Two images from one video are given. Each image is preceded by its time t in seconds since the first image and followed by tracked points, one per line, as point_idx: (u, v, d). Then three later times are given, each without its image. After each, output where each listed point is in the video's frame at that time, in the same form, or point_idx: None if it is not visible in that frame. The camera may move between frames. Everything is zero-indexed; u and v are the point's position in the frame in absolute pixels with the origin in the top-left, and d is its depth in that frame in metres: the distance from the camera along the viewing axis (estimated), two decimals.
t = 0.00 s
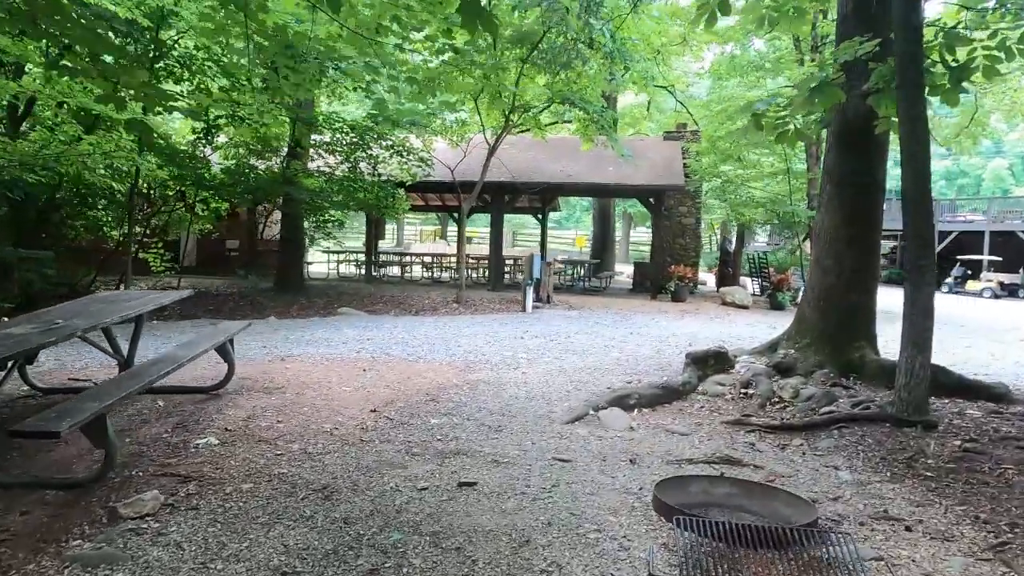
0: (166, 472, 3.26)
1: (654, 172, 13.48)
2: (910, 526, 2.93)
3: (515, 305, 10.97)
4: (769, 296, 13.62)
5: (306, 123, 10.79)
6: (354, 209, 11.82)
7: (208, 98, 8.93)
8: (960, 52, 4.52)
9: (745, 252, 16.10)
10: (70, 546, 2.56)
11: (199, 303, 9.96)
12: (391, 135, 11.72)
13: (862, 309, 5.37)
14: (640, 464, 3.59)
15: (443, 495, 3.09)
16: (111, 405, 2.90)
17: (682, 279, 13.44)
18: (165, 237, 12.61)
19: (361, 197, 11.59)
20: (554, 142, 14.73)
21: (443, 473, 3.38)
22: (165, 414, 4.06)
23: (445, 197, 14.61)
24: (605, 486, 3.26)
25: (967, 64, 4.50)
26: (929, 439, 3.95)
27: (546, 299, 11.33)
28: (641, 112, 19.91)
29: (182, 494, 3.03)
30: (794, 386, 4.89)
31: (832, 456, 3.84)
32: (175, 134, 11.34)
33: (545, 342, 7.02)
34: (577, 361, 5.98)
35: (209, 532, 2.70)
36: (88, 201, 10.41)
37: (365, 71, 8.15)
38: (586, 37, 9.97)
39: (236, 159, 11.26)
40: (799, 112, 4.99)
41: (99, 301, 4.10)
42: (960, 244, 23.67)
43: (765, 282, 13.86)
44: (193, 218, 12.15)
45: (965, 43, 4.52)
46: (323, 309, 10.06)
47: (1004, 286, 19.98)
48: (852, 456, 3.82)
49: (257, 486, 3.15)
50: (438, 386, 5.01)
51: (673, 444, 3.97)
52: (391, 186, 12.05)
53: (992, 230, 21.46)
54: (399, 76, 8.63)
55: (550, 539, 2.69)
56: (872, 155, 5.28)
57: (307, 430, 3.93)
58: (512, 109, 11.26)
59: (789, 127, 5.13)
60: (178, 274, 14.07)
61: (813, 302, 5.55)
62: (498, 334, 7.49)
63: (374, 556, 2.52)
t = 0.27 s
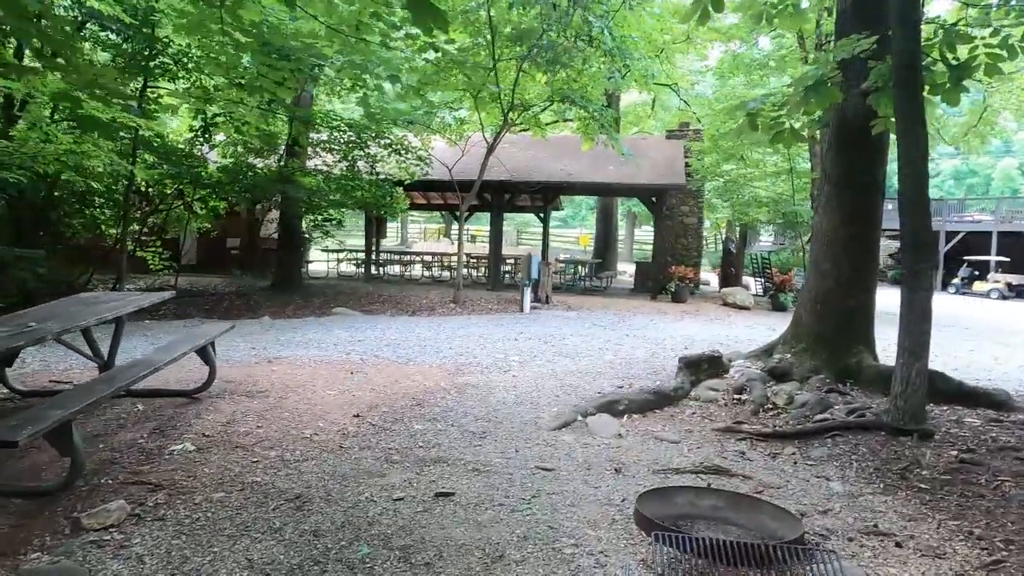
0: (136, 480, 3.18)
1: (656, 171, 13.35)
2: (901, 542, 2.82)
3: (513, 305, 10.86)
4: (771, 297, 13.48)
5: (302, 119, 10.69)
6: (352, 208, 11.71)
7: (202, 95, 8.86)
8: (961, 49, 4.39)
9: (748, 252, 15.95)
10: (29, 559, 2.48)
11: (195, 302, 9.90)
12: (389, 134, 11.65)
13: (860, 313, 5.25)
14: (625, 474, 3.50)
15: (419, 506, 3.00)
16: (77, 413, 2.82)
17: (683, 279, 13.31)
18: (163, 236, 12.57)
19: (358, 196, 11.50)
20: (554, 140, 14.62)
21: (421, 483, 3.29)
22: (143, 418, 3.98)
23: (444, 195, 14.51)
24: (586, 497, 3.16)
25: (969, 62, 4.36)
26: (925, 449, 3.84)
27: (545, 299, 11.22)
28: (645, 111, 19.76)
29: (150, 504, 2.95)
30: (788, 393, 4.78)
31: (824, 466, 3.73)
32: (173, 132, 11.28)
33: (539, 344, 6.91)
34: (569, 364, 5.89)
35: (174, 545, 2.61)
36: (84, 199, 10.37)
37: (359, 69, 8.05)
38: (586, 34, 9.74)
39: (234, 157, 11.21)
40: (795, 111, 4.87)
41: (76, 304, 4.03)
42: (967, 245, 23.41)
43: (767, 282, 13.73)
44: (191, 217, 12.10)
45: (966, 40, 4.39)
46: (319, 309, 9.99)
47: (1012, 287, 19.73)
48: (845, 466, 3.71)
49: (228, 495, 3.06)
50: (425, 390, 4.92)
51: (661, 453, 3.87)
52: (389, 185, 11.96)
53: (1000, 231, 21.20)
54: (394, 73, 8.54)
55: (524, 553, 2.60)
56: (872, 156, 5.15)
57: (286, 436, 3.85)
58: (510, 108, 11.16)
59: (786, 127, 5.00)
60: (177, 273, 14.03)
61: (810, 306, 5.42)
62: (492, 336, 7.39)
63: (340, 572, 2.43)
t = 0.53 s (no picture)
0: (111, 478, 3.14)
1: (657, 169, 13.27)
2: (886, 545, 2.75)
3: (512, 303, 10.80)
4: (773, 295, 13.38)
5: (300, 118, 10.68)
6: (351, 205, 11.66)
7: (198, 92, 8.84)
8: (958, 42, 4.30)
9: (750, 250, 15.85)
10: None
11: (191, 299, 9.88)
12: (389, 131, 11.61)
13: (855, 311, 5.18)
14: (609, 474, 3.44)
15: (395, 506, 2.95)
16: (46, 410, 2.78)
17: (683, 277, 13.22)
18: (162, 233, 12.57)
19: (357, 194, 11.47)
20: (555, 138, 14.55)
21: (400, 483, 3.24)
22: (125, 416, 3.95)
23: (444, 193, 14.46)
24: (567, 498, 3.11)
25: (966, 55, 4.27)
26: (917, 450, 3.77)
27: (544, 297, 11.16)
28: (649, 108, 19.66)
29: (123, 502, 2.91)
30: (781, 392, 4.70)
31: (813, 468, 3.66)
32: (172, 129, 11.26)
33: (533, 342, 6.86)
34: (562, 363, 5.83)
35: (143, 544, 2.57)
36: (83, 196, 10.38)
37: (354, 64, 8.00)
38: (585, 30, 9.64)
39: (232, 154, 11.19)
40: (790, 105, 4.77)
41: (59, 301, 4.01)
42: (975, 244, 23.18)
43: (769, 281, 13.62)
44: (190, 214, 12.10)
45: (963, 33, 4.30)
46: (316, 307, 9.96)
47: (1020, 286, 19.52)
48: (835, 467, 3.64)
49: (202, 494, 3.02)
50: (414, 388, 4.87)
51: (648, 452, 3.81)
52: (388, 182, 11.92)
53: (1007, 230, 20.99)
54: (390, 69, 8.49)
55: (497, 555, 2.54)
56: (868, 152, 5.06)
57: (268, 434, 3.81)
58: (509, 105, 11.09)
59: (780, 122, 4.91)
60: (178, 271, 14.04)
61: (804, 304, 5.35)
62: (486, 334, 7.34)
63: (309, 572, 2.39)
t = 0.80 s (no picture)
0: (93, 475, 3.13)
1: (659, 167, 13.20)
2: (871, 548, 2.71)
3: (512, 302, 10.77)
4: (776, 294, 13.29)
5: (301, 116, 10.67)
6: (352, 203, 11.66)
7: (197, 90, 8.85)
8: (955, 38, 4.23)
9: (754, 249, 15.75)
10: None
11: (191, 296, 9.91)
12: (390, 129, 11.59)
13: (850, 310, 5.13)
14: (594, 474, 3.41)
15: (376, 504, 2.94)
16: (29, 406, 2.76)
17: (685, 276, 13.14)
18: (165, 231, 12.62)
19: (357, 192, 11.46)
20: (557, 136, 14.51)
21: (382, 481, 3.21)
22: (113, 413, 3.95)
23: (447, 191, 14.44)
24: (549, 497, 3.08)
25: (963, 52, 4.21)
26: (908, 451, 3.72)
27: (544, 296, 11.13)
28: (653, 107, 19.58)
29: (103, 499, 2.91)
30: (774, 392, 4.66)
31: (802, 468, 3.62)
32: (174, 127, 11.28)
33: (529, 341, 6.83)
34: (557, 362, 5.80)
35: (118, 543, 2.55)
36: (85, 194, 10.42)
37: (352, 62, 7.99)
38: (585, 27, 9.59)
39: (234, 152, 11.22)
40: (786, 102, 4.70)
41: (48, 298, 4.01)
42: (984, 243, 22.96)
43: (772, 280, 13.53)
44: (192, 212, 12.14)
45: (960, 28, 4.23)
46: (316, 305, 9.95)
47: None
48: (824, 468, 3.60)
49: (182, 492, 3.01)
50: (405, 387, 4.85)
51: (636, 452, 3.78)
52: (389, 180, 11.90)
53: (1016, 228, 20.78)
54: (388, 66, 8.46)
55: (473, 555, 2.52)
56: (864, 149, 5.00)
57: (254, 432, 3.80)
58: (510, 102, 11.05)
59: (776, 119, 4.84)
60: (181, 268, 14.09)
61: (800, 303, 5.30)
62: (483, 332, 7.31)
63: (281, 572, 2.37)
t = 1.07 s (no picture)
0: (84, 474, 3.14)
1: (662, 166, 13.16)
2: (862, 551, 2.68)
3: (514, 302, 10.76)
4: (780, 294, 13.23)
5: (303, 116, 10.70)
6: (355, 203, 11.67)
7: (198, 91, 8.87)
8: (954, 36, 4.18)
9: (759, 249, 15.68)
10: None
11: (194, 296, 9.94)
12: (392, 128, 11.60)
13: (850, 310, 5.09)
14: (586, 475, 3.39)
15: (365, 505, 2.93)
16: (19, 405, 2.75)
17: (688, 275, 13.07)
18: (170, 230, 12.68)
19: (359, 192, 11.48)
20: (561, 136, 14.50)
21: (372, 483, 3.20)
22: (108, 412, 3.97)
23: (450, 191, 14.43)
24: (539, 498, 3.07)
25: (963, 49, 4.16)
26: (905, 453, 3.68)
27: (547, 296, 11.10)
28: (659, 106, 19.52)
29: (94, 499, 2.92)
30: (771, 392, 4.63)
31: (797, 470, 3.59)
32: (178, 127, 11.32)
33: (529, 340, 6.82)
34: (555, 362, 5.79)
35: (105, 543, 2.55)
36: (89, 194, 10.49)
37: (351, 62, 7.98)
38: (587, 26, 9.56)
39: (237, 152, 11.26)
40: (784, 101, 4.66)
41: (43, 298, 4.03)
42: (993, 242, 22.74)
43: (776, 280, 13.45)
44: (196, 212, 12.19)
45: (960, 26, 4.18)
46: (318, 304, 9.97)
47: None
48: (819, 469, 3.57)
49: (172, 492, 3.01)
50: (401, 387, 4.84)
51: (629, 453, 3.76)
52: (392, 180, 11.91)
53: None
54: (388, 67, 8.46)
55: (458, 557, 2.51)
56: (864, 148, 4.95)
57: (248, 432, 3.80)
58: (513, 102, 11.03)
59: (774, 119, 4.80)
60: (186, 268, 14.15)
61: (799, 303, 5.26)
62: (483, 332, 7.31)
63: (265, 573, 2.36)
